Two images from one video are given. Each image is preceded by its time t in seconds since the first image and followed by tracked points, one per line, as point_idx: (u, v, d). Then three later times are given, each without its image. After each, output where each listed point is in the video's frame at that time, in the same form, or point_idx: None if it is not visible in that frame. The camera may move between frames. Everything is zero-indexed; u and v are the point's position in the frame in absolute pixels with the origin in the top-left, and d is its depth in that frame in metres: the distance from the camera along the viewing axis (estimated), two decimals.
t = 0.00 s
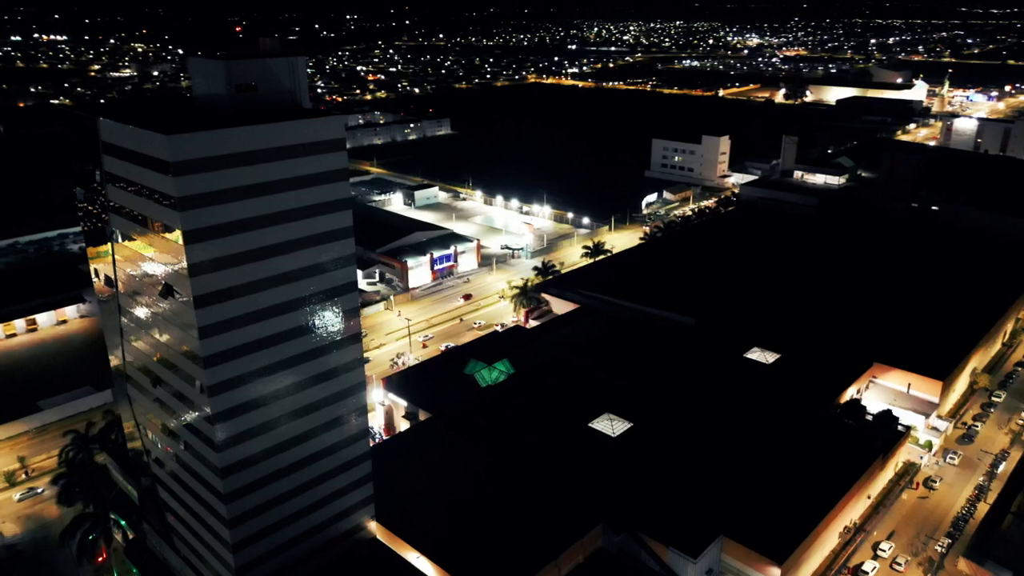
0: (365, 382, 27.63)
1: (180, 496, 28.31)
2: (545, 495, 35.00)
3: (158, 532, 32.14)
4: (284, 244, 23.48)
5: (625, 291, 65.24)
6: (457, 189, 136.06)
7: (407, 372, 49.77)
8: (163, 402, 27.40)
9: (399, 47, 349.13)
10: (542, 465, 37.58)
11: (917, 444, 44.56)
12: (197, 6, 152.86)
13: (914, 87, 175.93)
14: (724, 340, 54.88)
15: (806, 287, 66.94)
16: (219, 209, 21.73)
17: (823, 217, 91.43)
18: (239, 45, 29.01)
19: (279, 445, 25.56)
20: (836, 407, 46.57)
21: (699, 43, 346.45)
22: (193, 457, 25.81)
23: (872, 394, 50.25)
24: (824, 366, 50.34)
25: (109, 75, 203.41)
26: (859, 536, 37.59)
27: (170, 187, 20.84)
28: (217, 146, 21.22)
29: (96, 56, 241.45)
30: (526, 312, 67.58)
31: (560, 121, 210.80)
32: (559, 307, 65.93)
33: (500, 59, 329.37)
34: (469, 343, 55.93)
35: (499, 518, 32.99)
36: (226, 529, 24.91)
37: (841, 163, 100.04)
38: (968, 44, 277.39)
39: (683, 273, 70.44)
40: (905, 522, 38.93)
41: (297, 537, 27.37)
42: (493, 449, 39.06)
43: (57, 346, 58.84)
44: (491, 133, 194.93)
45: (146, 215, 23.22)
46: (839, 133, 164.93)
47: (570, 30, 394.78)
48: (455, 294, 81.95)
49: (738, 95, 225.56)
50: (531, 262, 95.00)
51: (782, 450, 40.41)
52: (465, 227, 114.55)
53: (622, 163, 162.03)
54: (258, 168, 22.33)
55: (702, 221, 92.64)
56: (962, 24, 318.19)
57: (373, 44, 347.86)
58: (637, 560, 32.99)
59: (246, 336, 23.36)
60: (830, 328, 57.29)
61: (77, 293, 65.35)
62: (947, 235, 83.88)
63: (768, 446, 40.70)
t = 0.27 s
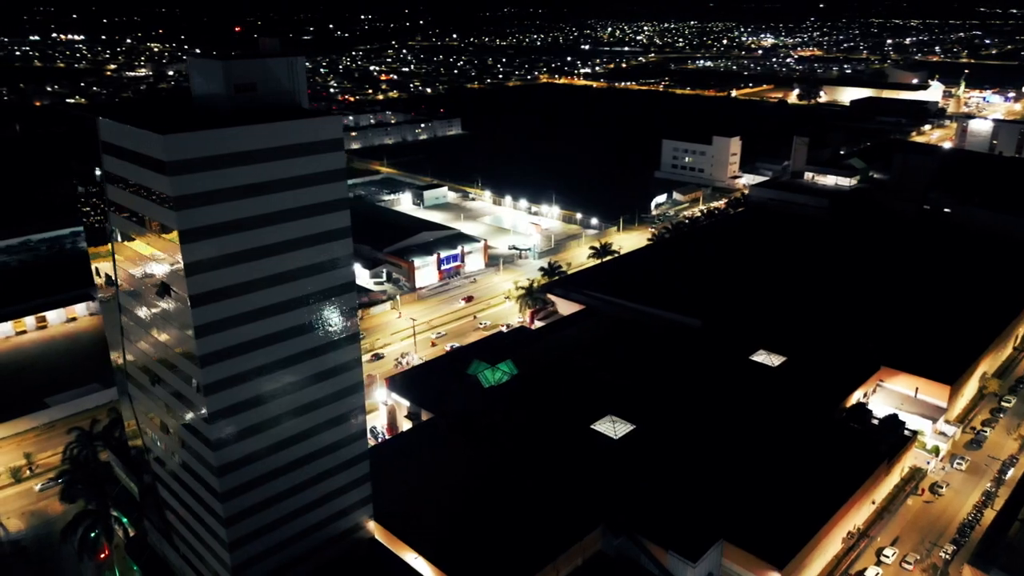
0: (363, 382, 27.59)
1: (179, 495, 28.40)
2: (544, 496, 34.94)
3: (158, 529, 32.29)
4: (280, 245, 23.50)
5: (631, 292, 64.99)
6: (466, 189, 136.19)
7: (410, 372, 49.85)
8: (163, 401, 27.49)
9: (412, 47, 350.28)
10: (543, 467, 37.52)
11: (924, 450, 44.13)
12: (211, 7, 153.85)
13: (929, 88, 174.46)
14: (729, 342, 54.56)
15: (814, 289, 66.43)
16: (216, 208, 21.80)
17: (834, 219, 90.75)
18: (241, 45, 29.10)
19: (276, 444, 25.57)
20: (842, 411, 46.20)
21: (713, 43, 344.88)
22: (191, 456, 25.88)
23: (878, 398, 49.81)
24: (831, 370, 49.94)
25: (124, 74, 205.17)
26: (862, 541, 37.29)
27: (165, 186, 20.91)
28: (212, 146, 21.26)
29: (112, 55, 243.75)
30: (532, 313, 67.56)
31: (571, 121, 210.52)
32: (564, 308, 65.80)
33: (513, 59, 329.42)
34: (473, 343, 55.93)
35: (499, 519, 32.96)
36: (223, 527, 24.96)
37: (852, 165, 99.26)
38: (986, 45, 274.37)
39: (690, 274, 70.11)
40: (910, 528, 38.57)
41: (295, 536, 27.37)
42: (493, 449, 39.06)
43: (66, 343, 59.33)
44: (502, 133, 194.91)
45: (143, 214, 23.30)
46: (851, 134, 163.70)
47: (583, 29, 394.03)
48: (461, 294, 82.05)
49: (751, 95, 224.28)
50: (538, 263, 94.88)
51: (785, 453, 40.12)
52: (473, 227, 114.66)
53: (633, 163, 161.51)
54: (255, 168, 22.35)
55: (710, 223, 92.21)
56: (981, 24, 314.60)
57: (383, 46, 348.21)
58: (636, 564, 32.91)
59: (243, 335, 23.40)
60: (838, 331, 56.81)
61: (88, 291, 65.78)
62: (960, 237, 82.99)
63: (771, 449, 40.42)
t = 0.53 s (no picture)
0: (362, 382, 27.60)
1: (180, 493, 28.49)
2: (545, 497, 34.98)
3: (161, 527, 32.39)
4: (279, 244, 23.55)
5: (639, 293, 64.71)
6: (477, 189, 136.32)
7: (415, 372, 49.85)
8: (164, 400, 27.60)
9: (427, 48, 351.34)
10: (546, 468, 37.43)
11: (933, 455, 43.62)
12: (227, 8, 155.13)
13: (947, 89, 173.13)
14: (736, 345, 54.17)
15: (823, 291, 65.87)
16: (214, 208, 21.86)
17: (847, 220, 89.92)
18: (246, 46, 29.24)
19: (276, 443, 25.59)
20: (850, 415, 45.73)
21: (728, 43, 342.97)
22: (190, 455, 25.95)
23: (887, 403, 49.25)
24: (839, 373, 49.47)
25: (142, 74, 207.37)
26: (868, 547, 36.93)
27: (163, 185, 20.98)
28: (211, 145, 21.31)
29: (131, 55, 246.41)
30: (539, 313, 67.48)
31: (583, 121, 210.09)
32: (571, 309, 65.55)
33: (527, 60, 329.53)
34: (479, 343, 55.90)
35: (500, 520, 32.90)
36: (222, 526, 25.02)
37: (866, 166, 98.35)
38: (1006, 45, 270.90)
39: (698, 276, 69.67)
40: (917, 535, 38.13)
41: (295, 535, 27.37)
42: (495, 449, 39.15)
43: (76, 341, 59.98)
44: (514, 133, 194.95)
45: (143, 213, 23.39)
46: (866, 135, 162.23)
47: (598, 29, 392.20)
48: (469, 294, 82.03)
49: (766, 96, 222.81)
50: (547, 263, 94.72)
51: (790, 457, 39.82)
52: (483, 227, 114.71)
53: (645, 164, 160.96)
54: (253, 167, 22.39)
55: (721, 224, 91.74)
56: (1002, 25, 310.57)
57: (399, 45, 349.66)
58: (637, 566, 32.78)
59: (243, 334, 23.47)
60: (847, 334, 56.26)
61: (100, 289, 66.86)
62: (975, 240, 81.95)
63: (775, 452, 40.15)
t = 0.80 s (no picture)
0: (365, 382, 27.64)
1: (185, 490, 28.71)
2: (548, 500, 34.98)
3: (167, 522, 32.62)
4: (281, 243, 23.62)
5: (650, 295, 64.32)
6: (491, 189, 136.42)
7: (423, 372, 49.91)
8: (169, 398, 27.79)
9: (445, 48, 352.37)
10: (550, 471, 37.35)
11: (946, 463, 42.91)
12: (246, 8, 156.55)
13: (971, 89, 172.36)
14: (746, 348, 53.75)
15: (837, 295, 65.17)
16: (215, 207, 21.94)
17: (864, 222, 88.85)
18: (253, 46, 29.39)
19: (278, 442, 25.70)
20: (861, 420, 45.14)
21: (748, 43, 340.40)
22: (194, 451, 26.13)
23: (900, 408, 48.50)
24: (850, 377, 48.87)
25: (163, 73, 209.84)
26: (876, 554, 36.43)
27: (165, 185, 21.13)
28: (212, 145, 21.43)
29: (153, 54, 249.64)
30: (549, 314, 67.34)
31: (600, 122, 209.59)
32: (581, 310, 65.31)
33: (545, 60, 329.43)
34: (488, 343, 55.90)
35: (502, 523, 32.86)
36: (224, 523, 25.18)
37: (884, 168, 97.17)
38: None
39: (710, 278, 69.24)
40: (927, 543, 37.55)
41: (296, 533, 27.51)
42: (499, 451, 39.17)
43: (91, 337, 60.86)
44: (531, 133, 194.88)
45: (147, 212, 23.57)
46: (886, 137, 160.28)
47: (618, 29, 391.14)
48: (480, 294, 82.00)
49: (785, 96, 220.80)
50: (559, 264, 94.52)
51: (797, 461, 39.43)
52: (496, 227, 114.71)
53: (661, 165, 160.16)
54: (254, 167, 22.46)
55: (735, 226, 91.03)
56: None
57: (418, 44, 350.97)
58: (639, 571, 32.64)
59: (245, 333, 23.60)
60: (860, 338, 55.56)
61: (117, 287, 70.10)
62: (995, 244, 80.68)
63: (783, 456, 39.78)
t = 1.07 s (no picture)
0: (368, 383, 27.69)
1: (190, 487, 28.96)
2: (551, 502, 34.87)
3: (173, 518, 32.88)
4: (284, 241, 23.68)
5: (661, 296, 63.95)
6: (506, 189, 136.48)
7: (432, 371, 49.94)
8: (175, 397, 27.97)
9: (464, 48, 353.36)
10: (557, 474, 37.24)
11: (959, 470, 42.22)
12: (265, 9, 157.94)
13: (995, 91, 169.66)
14: (758, 351, 53.19)
15: (853, 298, 64.33)
16: (218, 206, 22.05)
17: (882, 225, 87.71)
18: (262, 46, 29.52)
19: (281, 440, 25.81)
20: (873, 425, 44.50)
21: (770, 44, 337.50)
22: (198, 449, 26.32)
23: (914, 415, 47.70)
24: (863, 382, 48.25)
25: (184, 73, 212.63)
26: (886, 562, 35.87)
27: (168, 183, 21.25)
28: (215, 143, 21.55)
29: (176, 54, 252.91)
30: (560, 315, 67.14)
31: (617, 122, 208.86)
32: (592, 311, 65.05)
33: (564, 60, 329.26)
34: (497, 343, 55.80)
35: (506, 525, 32.81)
36: (226, 521, 25.32)
37: (903, 170, 95.90)
38: None
39: (724, 280, 68.63)
40: (938, 552, 36.95)
41: (298, 531, 27.61)
42: (505, 452, 39.08)
43: (107, 334, 61.77)
44: (547, 133, 194.73)
45: (151, 210, 23.72)
46: (908, 138, 158.12)
47: (638, 30, 389.57)
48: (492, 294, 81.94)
49: (805, 97, 218.60)
50: (572, 265, 94.22)
51: (806, 466, 38.94)
52: (509, 227, 114.69)
53: (678, 165, 159.27)
54: (256, 166, 22.52)
55: (750, 228, 90.31)
56: None
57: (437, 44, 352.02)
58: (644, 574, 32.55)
59: (248, 331, 23.73)
60: (875, 342, 54.81)
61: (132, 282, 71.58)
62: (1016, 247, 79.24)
63: (791, 461, 39.32)
